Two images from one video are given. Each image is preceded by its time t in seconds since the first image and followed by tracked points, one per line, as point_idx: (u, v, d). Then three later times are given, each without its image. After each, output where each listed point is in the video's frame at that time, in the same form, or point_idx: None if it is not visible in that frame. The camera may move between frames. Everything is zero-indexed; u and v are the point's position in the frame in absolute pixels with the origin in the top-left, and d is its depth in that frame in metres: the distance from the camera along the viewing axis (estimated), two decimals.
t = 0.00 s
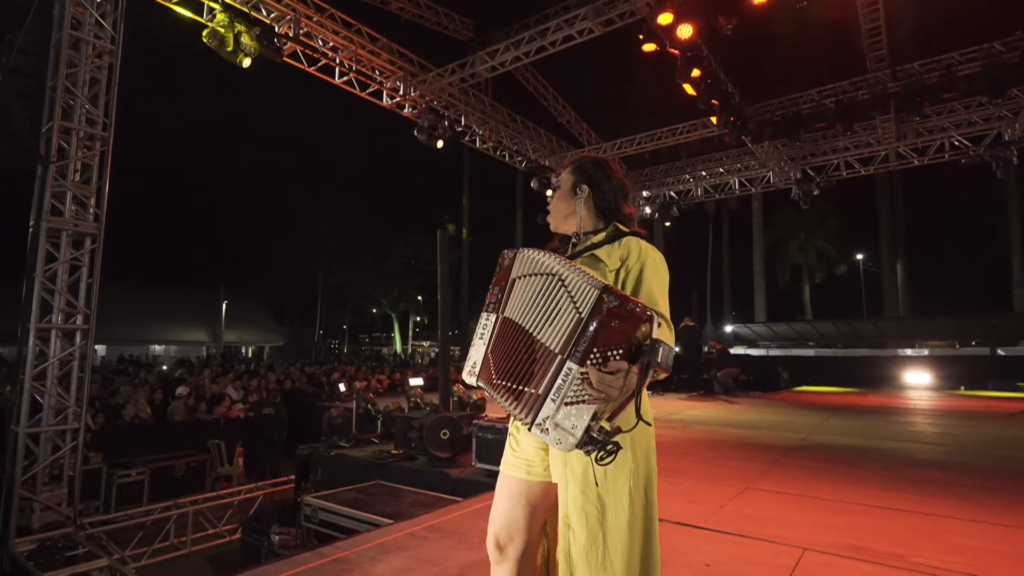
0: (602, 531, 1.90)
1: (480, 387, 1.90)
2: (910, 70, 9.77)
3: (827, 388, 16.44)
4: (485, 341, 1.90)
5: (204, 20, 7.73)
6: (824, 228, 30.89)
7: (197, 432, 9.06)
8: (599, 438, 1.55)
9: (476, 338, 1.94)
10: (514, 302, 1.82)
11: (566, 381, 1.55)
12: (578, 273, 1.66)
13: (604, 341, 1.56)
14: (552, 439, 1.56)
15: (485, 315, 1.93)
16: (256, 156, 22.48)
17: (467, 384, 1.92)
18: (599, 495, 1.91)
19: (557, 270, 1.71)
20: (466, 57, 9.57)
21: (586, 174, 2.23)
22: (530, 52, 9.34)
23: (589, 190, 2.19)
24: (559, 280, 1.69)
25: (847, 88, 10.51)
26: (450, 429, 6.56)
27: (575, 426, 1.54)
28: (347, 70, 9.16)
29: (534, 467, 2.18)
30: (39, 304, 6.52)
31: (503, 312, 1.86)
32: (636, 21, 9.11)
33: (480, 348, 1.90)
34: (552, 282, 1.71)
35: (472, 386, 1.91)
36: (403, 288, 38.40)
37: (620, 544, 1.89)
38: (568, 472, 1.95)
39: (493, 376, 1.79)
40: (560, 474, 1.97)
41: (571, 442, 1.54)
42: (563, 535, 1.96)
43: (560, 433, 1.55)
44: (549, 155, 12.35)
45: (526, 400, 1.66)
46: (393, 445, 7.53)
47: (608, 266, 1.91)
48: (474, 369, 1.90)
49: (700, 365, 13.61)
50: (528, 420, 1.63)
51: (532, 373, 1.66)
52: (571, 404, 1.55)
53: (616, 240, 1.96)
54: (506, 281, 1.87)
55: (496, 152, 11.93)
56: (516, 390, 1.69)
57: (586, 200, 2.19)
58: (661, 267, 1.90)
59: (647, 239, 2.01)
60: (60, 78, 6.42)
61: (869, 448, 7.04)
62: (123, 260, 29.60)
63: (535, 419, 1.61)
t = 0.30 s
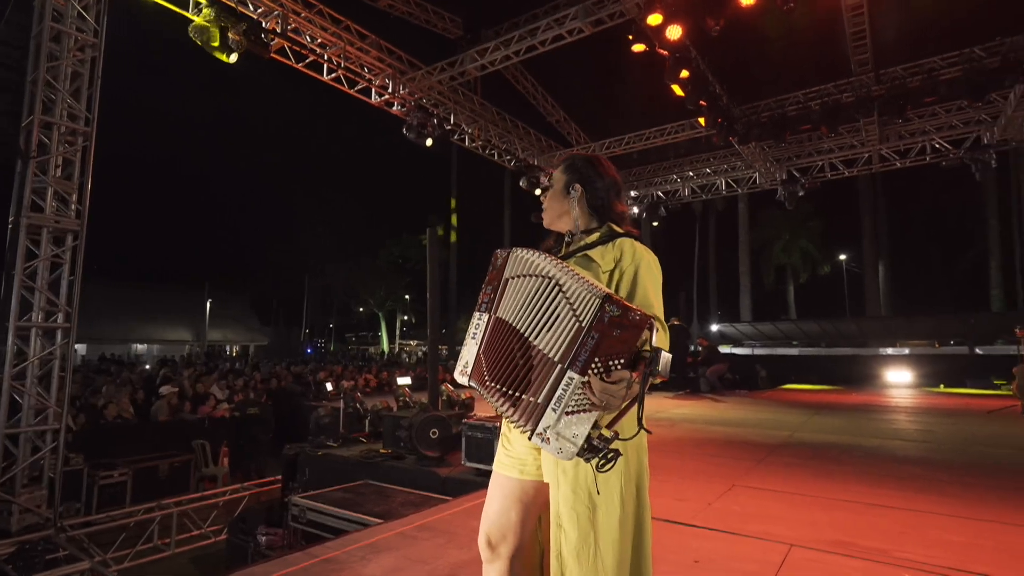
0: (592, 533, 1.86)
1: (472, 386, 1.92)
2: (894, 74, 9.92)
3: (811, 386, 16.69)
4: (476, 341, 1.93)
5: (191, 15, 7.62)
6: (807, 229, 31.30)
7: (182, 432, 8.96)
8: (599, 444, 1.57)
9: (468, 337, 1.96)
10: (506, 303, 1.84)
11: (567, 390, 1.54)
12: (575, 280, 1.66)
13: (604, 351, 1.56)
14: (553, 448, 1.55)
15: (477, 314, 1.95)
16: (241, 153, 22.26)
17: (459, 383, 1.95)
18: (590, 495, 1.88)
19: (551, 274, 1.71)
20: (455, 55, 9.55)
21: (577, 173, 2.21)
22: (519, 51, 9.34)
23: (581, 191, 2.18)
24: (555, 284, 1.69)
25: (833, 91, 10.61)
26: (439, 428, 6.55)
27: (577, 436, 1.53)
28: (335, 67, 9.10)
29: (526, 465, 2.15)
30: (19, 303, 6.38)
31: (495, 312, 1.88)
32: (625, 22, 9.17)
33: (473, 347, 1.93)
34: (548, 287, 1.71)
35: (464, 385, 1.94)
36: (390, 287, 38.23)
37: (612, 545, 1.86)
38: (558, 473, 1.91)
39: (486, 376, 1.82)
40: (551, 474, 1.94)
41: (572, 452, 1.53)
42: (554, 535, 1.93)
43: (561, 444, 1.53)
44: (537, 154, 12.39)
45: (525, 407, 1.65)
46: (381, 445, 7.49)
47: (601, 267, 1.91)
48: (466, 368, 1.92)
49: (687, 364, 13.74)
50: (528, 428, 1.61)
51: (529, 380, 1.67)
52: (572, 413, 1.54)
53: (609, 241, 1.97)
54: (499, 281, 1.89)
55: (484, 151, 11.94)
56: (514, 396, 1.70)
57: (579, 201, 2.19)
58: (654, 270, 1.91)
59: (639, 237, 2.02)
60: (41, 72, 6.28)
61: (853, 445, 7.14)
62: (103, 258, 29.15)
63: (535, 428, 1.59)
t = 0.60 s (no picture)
0: (579, 532, 1.84)
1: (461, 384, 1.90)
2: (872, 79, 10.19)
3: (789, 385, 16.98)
4: (466, 337, 1.93)
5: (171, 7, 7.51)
6: (786, 230, 31.79)
7: (160, 432, 8.81)
8: (600, 443, 1.57)
9: (459, 334, 1.96)
10: (497, 301, 1.85)
11: (566, 391, 1.54)
12: (570, 280, 1.67)
13: (602, 350, 1.57)
14: (552, 449, 1.53)
15: (468, 311, 1.96)
16: (220, 148, 21.89)
17: (447, 380, 1.94)
18: (578, 493, 1.85)
19: (546, 274, 1.72)
20: (440, 53, 9.52)
21: (573, 173, 2.21)
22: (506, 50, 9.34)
23: (576, 193, 2.18)
24: (548, 283, 1.70)
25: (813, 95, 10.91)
26: (425, 428, 6.51)
27: (576, 436, 1.52)
28: (319, 63, 9.02)
29: (514, 464, 2.12)
30: None
31: (485, 309, 1.89)
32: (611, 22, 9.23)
33: (462, 344, 1.93)
34: (542, 285, 1.72)
35: (453, 383, 1.92)
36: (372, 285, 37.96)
37: (599, 543, 1.85)
38: (545, 470, 1.89)
39: (477, 373, 1.81)
40: (538, 472, 1.92)
41: (572, 453, 1.51)
42: (541, 533, 1.89)
43: (561, 445, 1.52)
44: (522, 153, 12.41)
45: (523, 408, 1.64)
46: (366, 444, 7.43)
47: (591, 267, 1.91)
48: (455, 365, 1.92)
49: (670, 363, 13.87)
50: (527, 431, 1.60)
51: (526, 380, 1.66)
52: (571, 414, 1.53)
53: (599, 244, 1.98)
54: (490, 279, 1.91)
55: (470, 149, 11.92)
56: (510, 396, 1.69)
57: (573, 202, 2.18)
58: (645, 274, 1.93)
59: (630, 242, 2.03)
60: (14, 62, 6.11)
61: (831, 443, 7.28)
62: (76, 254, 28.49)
63: (535, 430, 1.57)
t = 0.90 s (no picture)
0: (573, 529, 1.84)
1: (455, 382, 1.89)
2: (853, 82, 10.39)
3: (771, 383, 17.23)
4: (460, 335, 1.91)
5: None
6: (769, 231, 32.24)
7: (141, 432, 8.68)
8: (611, 442, 1.56)
9: (451, 331, 1.94)
10: (493, 300, 1.85)
11: (573, 392, 1.53)
12: (573, 283, 1.67)
13: (607, 350, 1.57)
14: (564, 452, 1.51)
15: (460, 308, 1.96)
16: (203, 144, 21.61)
17: (438, 377, 1.93)
18: (571, 490, 1.86)
19: (544, 274, 1.73)
20: (428, 51, 9.52)
21: (571, 172, 2.20)
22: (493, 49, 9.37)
23: (574, 192, 2.17)
24: (547, 284, 1.71)
25: (796, 97, 11.08)
26: (412, 427, 6.49)
27: (586, 436, 1.51)
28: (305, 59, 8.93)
29: (505, 463, 2.09)
30: None
31: (479, 306, 1.90)
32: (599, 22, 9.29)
33: (455, 341, 1.91)
34: (540, 288, 1.72)
35: (446, 381, 1.91)
36: (357, 284, 37.74)
37: (592, 540, 1.85)
38: (539, 469, 1.89)
39: (471, 369, 1.81)
40: (531, 470, 1.91)
41: (583, 455, 1.50)
42: (533, 530, 1.90)
43: (572, 449, 1.51)
44: (509, 152, 12.46)
45: (530, 414, 1.63)
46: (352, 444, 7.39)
47: (588, 269, 1.92)
48: (448, 362, 1.91)
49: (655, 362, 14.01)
50: (536, 436, 1.58)
51: (531, 384, 1.65)
52: (581, 416, 1.52)
53: (591, 245, 1.98)
54: (484, 276, 1.91)
55: (457, 147, 11.90)
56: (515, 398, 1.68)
57: (570, 201, 2.18)
58: (642, 274, 1.94)
59: (623, 243, 2.03)
60: None
61: (813, 440, 7.41)
62: (51, 251, 27.86)
63: (544, 433, 1.55)
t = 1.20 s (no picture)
0: (576, 522, 1.86)
1: (455, 387, 1.82)
2: (839, 85, 10.53)
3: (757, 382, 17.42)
4: (456, 337, 1.85)
5: None
6: (755, 231, 32.55)
7: (126, 432, 8.58)
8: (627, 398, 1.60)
9: (445, 337, 1.88)
10: (494, 300, 1.82)
11: (574, 361, 1.58)
12: (556, 263, 1.74)
13: (590, 309, 1.63)
14: (580, 421, 1.56)
15: (455, 311, 1.90)
16: (189, 140, 21.38)
17: (437, 382, 1.85)
18: (574, 489, 1.87)
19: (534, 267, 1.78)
20: (418, 49, 9.49)
21: (567, 169, 2.18)
22: (484, 48, 9.36)
23: (569, 188, 2.15)
24: (538, 276, 1.76)
25: (783, 99, 11.17)
26: (403, 427, 6.49)
27: (601, 399, 1.57)
28: (293, 55, 8.86)
29: (503, 465, 2.07)
30: None
31: (475, 307, 1.86)
32: (590, 22, 9.33)
33: (451, 345, 1.85)
34: (534, 280, 1.77)
35: (445, 388, 1.84)
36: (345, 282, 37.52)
37: (593, 533, 1.87)
38: (540, 469, 1.90)
39: (473, 370, 1.77)
40: (531, 471, 1.91)
41: (605, 418, 1.55)
42: (534, 531, 1.89)
43: (590, 416, 1.55)
44: (499, 151, 12.48)
45: (540, 400, 1.65)
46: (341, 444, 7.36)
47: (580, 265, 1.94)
48: (445, 365, 1.83)
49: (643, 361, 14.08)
50: (552, 418, 1.61)
51: (536, 367, 1.69)
52: (587, 381, 1.58)
53: (588, 241, 1.99)
54: (477, 277, 1.88)
55: (447, 146, 11.88)
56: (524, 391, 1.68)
57: (564, 198, 2.15)
58: (639, 267, 1.96)
59: (618, 240, 2.02)
60: None
61: (799, 438, 7.50)
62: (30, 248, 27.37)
63: (559, 412, 1.59)
